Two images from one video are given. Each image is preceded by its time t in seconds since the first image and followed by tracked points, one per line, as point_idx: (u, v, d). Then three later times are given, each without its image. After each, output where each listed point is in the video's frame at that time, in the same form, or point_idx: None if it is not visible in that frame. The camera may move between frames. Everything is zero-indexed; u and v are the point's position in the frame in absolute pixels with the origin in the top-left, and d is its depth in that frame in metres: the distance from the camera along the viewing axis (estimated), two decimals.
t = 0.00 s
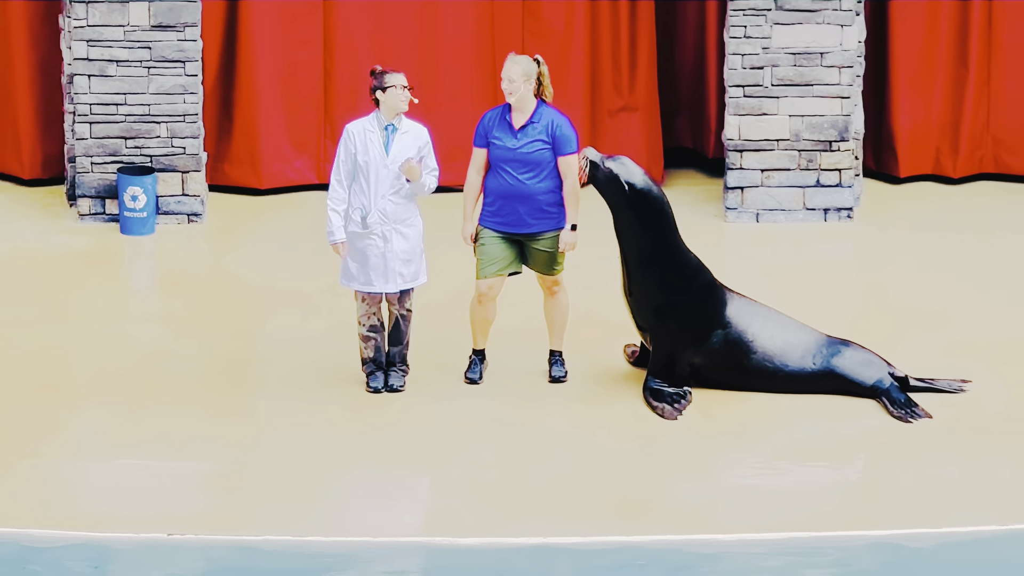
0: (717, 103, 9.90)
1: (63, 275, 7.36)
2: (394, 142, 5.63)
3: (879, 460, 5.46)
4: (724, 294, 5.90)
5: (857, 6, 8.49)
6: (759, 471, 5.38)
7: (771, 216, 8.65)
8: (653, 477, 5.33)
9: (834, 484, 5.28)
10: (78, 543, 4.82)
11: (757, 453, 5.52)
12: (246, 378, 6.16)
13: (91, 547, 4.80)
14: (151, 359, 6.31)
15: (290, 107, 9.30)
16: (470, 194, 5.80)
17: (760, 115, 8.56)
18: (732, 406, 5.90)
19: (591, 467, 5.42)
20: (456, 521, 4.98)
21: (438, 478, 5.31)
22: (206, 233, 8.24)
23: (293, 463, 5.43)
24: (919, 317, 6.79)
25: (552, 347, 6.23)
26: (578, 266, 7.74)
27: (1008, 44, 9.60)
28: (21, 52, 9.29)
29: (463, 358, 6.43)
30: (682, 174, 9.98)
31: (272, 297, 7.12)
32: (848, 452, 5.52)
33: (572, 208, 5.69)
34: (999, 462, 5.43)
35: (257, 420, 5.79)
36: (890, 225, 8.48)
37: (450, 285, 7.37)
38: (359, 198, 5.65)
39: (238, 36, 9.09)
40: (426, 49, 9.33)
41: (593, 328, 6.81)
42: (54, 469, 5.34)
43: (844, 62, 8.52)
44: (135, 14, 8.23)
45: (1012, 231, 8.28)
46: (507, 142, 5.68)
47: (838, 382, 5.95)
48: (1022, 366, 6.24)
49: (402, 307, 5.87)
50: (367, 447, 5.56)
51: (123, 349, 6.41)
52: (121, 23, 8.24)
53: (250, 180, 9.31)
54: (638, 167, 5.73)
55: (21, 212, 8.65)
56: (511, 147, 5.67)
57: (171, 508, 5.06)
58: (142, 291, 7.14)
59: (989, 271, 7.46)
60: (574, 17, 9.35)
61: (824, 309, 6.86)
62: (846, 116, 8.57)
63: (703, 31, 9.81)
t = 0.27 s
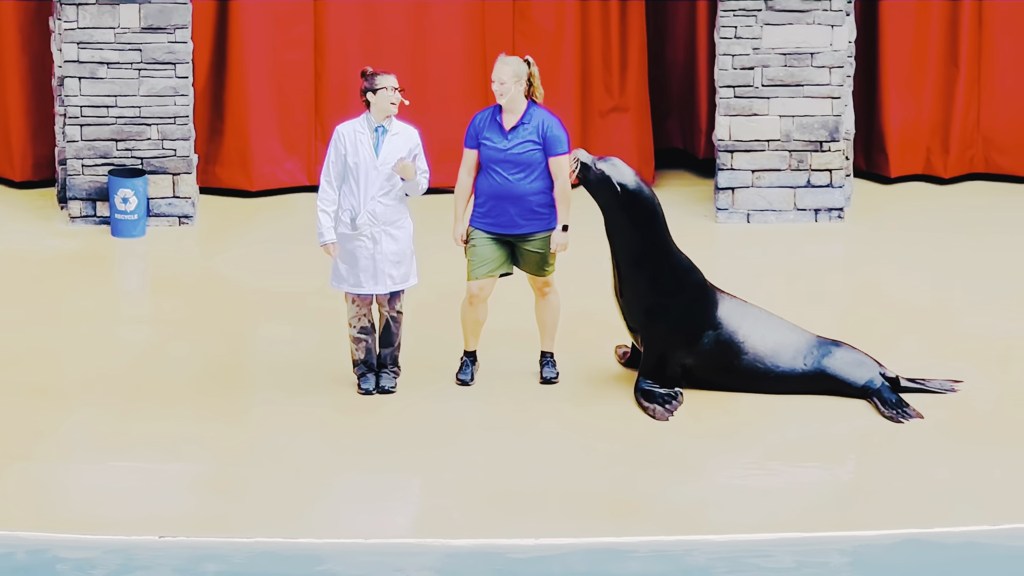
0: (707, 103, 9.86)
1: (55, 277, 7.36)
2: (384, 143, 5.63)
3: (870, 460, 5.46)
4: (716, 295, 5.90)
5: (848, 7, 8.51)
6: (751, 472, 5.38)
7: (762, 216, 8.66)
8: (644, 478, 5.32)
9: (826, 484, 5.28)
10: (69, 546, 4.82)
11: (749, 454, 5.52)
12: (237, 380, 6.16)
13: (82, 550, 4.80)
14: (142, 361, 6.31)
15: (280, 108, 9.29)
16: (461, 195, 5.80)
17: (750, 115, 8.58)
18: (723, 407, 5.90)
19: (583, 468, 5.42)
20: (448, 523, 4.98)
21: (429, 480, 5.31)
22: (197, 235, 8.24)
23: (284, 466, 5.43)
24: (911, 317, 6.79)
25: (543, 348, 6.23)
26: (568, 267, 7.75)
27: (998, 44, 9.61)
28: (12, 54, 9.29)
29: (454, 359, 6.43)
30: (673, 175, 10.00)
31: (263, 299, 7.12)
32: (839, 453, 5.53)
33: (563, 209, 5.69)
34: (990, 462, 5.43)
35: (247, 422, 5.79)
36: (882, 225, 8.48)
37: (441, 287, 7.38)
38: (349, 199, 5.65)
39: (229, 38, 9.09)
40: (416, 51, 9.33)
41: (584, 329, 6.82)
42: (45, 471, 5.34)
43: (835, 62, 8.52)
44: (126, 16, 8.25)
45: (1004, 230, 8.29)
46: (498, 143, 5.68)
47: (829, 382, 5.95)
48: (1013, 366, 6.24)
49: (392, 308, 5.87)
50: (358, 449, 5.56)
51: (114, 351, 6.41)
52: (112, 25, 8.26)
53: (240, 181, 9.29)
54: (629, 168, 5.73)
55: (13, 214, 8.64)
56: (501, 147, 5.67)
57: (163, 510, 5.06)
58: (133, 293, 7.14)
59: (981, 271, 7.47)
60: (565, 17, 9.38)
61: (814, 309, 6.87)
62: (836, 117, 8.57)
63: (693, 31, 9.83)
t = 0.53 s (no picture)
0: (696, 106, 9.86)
1: (46, 282, 7.35)
2: (373, 146, 5.63)
3: (860, 461, 5.46)
4: (705, 296, 5.90)
5: (837, 8, 8.52)
6: (741, 473, 5.38)
7: (752, 218, 8.68)
8: (634, 480, 5.32)
9: (816, 486, 5.27)
10: (58, 550, 4.81)
11: (739, 456, 5.51)
12: (226, 384, 6.16)
13: (72, 554, 4.79)
14: (131, 365, 6.31)
15: (269, 112, 9.30)
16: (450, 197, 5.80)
17: (740, 116, 8.61)
18: (713, 409, 5.90)
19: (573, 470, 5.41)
20: (438, 525, 4.98)
21: (419, 483, 5.30)
22: (187, 239, 8.25)
23: (273, 468, 5.42)
24: (900, 318, 6.79)
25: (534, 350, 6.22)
26: (558, 270, 7.74)
27: (987, 45, 9.65)
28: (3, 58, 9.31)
29: (443, 362, 6.43)
30: (663, 177, 10.00)
31: (252, 302, 7.12)
32: (830, 454, 5.52)
33: (552, 211, 5.69)
34: (980, 462, 5.43)
35: (237, 425, 5.78)
36: (874, 227, 8.49)
37: (431, 289, 7.38)
38: (338, 202, 5.65)
39: (218, 42, 9.09)
40: (404, 53, 9.33)
41: (573, 331, 6.82)
42: (35, 475, 5.33)
43: (825, 64, 8.54)
44: (115, 20, 8.26)
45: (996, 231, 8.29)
46: (487, 144, 5.68)
47: (819, 383, 5.95)
48: (1002, 367, 6.25)
49: (382, 310, 5.87)
50: (348, 452, 5.55)
51: (103, 354, 6.41)
52: (101, 29, 8.27)
53: (230, 185, 9.29)
54: (618, 170, 5.74)
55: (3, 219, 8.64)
56: (491, 149, 5.68)
57: (153, 514, 5.06)
58: (123, 297, 7.14)
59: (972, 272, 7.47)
60: (553, 18, 9.38)
61: (804, 310, 6.87)
62: (826, 118, 8.59)
63: (682, 33, 9.85)
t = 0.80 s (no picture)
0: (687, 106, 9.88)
1: (39, 285, 7.35)
2: (363, 148, 5.63)
3: (851, 461, 5.46)
4: (696, 297, 5.90)
5: (827, 9, 8.54)
6: (732, 474, 5.37)
7: (742, 219, 8.70)
8: (625, 482, 5.31)
9: (808, 486, 5.27)
10: (49, 553, 4.80)
11: (730, 456, 5.51)
12: (216, 386, 6.15)
13: (63, 557, 4.78)
14: (121, 367, 6.30)
15: (259, 114, 9.30)
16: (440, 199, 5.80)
17: (730, 117, 8.62)
18: (703, 410, 5.90)
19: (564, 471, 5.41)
20: (429, 527, 4.97)
21: (410, 484, 5.30)
22: (178, 241, 8.26)
23: (264, 471, 5.42)
24: (891, 319, 6.79)
25: (525, 351, 6.22)
26: (548, 271, 7.75)
27: (976, 45, 9.69)
28: None
29: (433, 364, 6.43)
30: (653, 178, 10.02)
31: (242, 304, 7.12)
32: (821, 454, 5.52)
33: (542, 212, 5.70)
34: (971, 462, 5.43)
35: (227, 428, 5.78)
36: (866, 228, 8.49)
37: (421, 291, 7.38)
38: (328, 204, 5.65)
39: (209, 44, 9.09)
40: (394, 55, 9.34)
41: (563, 332, 6.82)
42: (25, 478, 5.32)
43: (814, 64, 8.57)
44: (105, 23, 8.26)
45: (988, 232, 8.30)
46: (477, 146, 5.68)
47: (810, 383, 5.95)
48: (991, 366, 6.25)
49: (372, 312, 5.88)
50: (339, 454, 5.54)
51: (93, 357, 6.40)
52: (91, 32, 8.27)
53: (220, 187, 9.30)
54: (607, 171, 5.73)
55: None
56: (480, 150, 5.68)
57: (144, 516, 5.05)
58: (114, 300, 7.14)
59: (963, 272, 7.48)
60: (544, 20, 9.39)
61: (795, 311, 6.87)
62: (816, 118, 8.63)
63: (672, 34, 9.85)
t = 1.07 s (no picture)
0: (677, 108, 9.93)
1: (30, 286, 7.34)
2: (352, 148, 5.62)
3: (843, 460, 5.45)
4: (686, 296, 5.90)
5: (817, 8, 8.54)
6: (723, 473, 5.37)
7: (733, 217, 8.71)
8: (617, 482, 5.31)
9: (800, 485, 5.27)
10: (40, 553, 4.80)
11: (721, 455, 5.51)
12: (205, 386, 6.15)
13: (54, 558, 4.78)
14: (111, 368, 6.30)
15: (250, 114, 9.30)
16: (430, 198, 5.80)
17: (720, 116, 8.63)
18: (694, 409, 5.90)
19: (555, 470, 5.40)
20: (421, 527, 4.97)
21: (401, 484, 5.29)
22: (169, 241, 8.26)
23: (255, 471, 5.41)
24: (882, 317, 6.80)
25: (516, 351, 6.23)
26: (539, 271, 7.75)
27: (966, 44, 9.69)
28: None
29: (423, 363, 6.42)
30: (644, 177, 10.03)
31: (232, 305, 7.12)
32: (812, 453, 5.52)
33: (531, 211, 5.70)
34: (963, 460, 5.43)
35: (217, 428, 5.78)
36: (859, 226, 8.49)
37: (411, 291, 7.38)
38: (318, 204, 5.65)
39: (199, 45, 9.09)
40: (384, 55, 9.34)
41: (553, 331, 6.82)
42: (16, 479, 5.32)
43: (804, 63, 8.57)
44: (95, 24, 8.26)
45: (980, 230, 8.31)
46: (467, 145, 5.68)
47: (801, 382, 5.95)
48: (981, 364, 6.26)
49: (363, 312, 5.87)
50: (329, 454, 5.54)
51: (82, 358, 6.40)
52: (80, 32, 8.27)
53: (211, 188, 9.30)
54: (596, 170, 5.72)
55: None
56: (470, 150, 5.68)
57: (134, 517, 5.04)
58: (105, 301, 7.14)
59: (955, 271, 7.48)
60: (534, 19, 9.39)
61: (785, 309, 6.87)
62: (806, 117, 8.63)
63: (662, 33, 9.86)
